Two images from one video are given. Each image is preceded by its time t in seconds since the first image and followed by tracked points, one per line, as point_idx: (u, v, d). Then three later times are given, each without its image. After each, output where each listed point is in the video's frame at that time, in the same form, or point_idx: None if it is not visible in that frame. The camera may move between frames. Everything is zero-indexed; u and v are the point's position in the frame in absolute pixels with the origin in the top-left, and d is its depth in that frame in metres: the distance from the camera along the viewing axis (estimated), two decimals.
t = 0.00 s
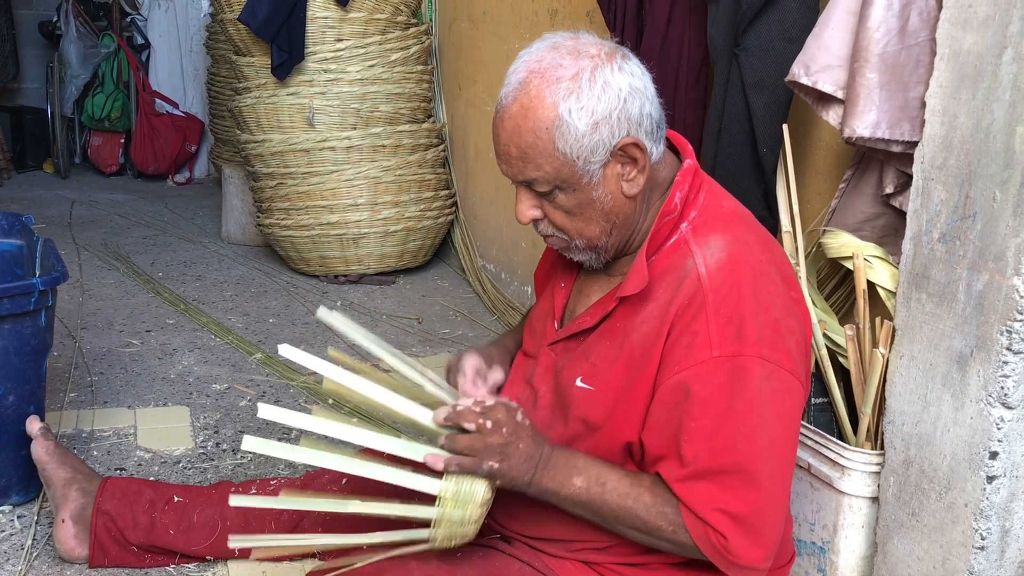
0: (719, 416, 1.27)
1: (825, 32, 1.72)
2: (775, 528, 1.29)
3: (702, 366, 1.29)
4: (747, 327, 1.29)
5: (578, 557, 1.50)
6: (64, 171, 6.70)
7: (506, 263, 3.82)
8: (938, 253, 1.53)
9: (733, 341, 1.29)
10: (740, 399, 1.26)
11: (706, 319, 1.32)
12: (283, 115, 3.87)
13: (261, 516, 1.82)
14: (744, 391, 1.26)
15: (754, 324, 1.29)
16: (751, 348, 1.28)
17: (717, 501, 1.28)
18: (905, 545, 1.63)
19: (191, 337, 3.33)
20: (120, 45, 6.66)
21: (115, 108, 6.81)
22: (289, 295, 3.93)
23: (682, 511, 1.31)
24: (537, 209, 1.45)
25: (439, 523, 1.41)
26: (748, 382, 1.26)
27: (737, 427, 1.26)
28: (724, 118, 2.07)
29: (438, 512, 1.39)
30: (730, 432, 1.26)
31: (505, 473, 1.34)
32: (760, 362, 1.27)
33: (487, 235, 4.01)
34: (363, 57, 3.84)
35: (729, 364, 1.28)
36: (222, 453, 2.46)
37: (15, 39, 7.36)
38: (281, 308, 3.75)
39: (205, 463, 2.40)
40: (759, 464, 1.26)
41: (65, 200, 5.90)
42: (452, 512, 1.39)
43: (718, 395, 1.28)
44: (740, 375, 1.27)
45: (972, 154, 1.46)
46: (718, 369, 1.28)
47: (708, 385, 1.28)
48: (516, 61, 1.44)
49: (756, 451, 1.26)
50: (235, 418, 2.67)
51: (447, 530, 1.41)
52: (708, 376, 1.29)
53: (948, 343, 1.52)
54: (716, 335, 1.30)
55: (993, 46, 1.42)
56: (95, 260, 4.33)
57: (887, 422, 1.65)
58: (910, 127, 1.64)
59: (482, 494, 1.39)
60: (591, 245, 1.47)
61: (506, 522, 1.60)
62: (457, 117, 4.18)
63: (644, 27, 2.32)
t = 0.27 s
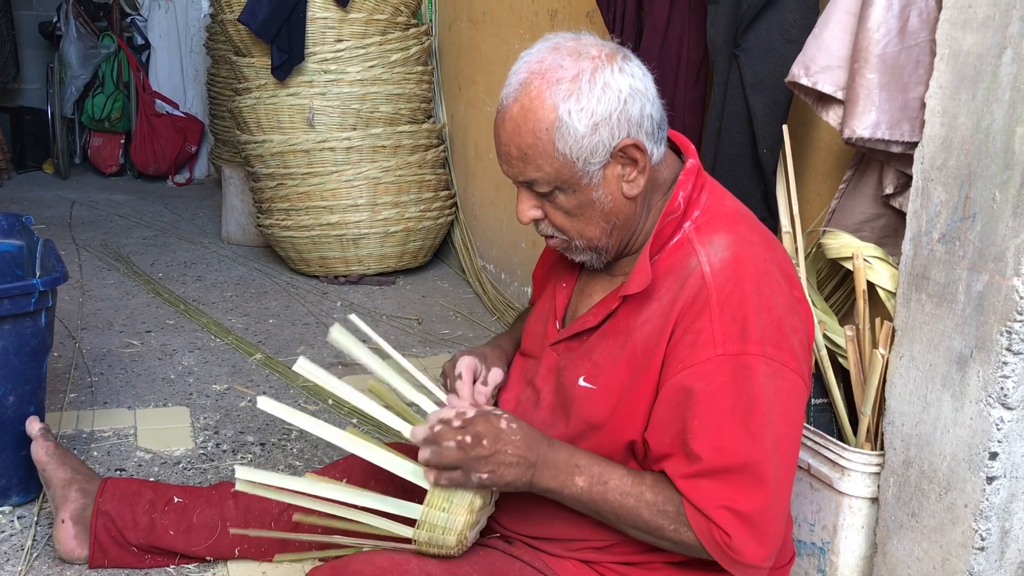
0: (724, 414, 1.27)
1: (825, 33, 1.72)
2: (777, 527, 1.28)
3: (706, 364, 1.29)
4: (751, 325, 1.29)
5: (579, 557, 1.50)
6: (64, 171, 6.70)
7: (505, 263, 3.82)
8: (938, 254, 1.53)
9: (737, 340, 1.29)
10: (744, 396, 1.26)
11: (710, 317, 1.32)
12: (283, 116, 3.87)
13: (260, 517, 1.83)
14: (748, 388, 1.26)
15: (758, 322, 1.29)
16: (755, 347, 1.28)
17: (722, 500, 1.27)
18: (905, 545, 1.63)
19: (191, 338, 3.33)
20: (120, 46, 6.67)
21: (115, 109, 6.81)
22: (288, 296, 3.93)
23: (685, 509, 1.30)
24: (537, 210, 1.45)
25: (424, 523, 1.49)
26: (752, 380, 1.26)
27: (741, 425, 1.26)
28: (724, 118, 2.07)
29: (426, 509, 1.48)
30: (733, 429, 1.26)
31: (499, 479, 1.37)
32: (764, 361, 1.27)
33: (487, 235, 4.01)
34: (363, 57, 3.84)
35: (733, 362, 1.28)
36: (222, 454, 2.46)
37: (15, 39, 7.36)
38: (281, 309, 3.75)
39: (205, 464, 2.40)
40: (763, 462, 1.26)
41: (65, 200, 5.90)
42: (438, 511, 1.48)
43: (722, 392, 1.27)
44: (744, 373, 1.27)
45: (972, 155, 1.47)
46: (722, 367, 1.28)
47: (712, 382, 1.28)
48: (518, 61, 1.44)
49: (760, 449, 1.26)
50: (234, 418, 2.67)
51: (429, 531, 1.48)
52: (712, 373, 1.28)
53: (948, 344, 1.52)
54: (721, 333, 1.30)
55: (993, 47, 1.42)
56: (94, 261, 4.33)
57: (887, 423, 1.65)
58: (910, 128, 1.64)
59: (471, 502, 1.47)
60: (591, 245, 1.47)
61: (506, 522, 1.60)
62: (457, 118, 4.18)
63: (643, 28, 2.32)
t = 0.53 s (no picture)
0: (711, 412, 1.26)
1: (826, 33, 1.72)
2: (761, 528, 1.27)
3: (697, 361, 1.29)
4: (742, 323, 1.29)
5: (577, 558, 1.50)
6: (65, 171, 6.70)
7: (506, 263, 3.83)
8: (939, 254, 1.53)
9: (728, 338, 1.29)
10: (733, 394, 1.25)
11: (702, 314, 1.31)
12: (283, 116, 3.87)
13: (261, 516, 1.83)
14: (737, 386, 1.26)
15: (749, 320, 1.29)
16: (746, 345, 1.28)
17: (704, 498, 1.27)
18: (905, 545, 1.63)
19: (191, 338, 3.33)
20: (120, 46, 6.67)
21: (115, 109, 6.80)
22: (289, 296, 3.93)
23: (668, 506, 1.30)
24: (530, 209, 1.45)
25: (424, 528, 1.51)
26: (741, 377, 1.26)
27: (728, 422, 1.25)
28: (724, 119, 2.07)
29: (426, 514, 1.52)
30: (720, 427, 1.26)
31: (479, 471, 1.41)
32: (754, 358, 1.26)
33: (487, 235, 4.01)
34: (363, 57, 3.84)
35: (723, 360, 1.28)
36: (222, 453, 2.46)
37: (15, 39, 7.36)
38: (281, 309, 3.75)
39: (206, 464, 2.40)
40: (749, 461, 1.25)
41: (66, 201, 5.90)
42: (438, 515, 1.51)
43: (711, 389, 1.27)
44: (734, 371, 1.26)
45: (972, 155, 1.47)
46: (712, 364, 1.28)
47: (702, 379, 1.28)
48: (514, 60, 1.44)
49: (746, 448, 1.25)
50: (235, 418, 2.67)
51: (428, 537, 1.50)
52: (702, 371, 1.28)
53: (949, 344, 1.52)
54: (711, 331, 1.30)
55: (993, 47, 1.42)
56: (95, 261, 4.33)
57: (887, 423, 1.65)
58: (910, 128, 1.64)
59: (471, 505, 1.51)
60: (583, 245, 1.47)
61: (506, 523, 1.61)
62: (457, 118, 4.19)
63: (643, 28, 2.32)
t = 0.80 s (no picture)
0: (716, 415, 1.27)
1: (826, 32, 1.72)
2: (770, 528, 1.28)
3: (699, 363, 1.29)
4: (744, 324, 1.29)
5: (579, 558, 1.50)
6: (65, 171, 6.71)
7: (506, 263, 3.83)
8: (939, 254, 1.53)
9: (730, 339, 1.29)
10: (736, 396, 1.25)
11: (703, 317, 1.31)
12: (284, 116, 3.87)
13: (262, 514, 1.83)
14: (740, 388, 1.26)
15: (751, 321, 1.29)
16: (748, 346, 1.28)
17: (714, 499, 1.27)
18: (905, 545, 1.63)
19: (192, 338, 3.33)
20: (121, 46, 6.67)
21: (116, 109, 6.81)
22: (290, 296, 3.94)
23: (679, 510, 1.30)
24: (528, 205, 1.46)
25: (422, 525, 1.48)
26: (744, 379, 1.26)
27: (733, 424, 1.25)
28: (725, 118, 2.07)
29: (422, 512, 1.47)
30: (725, 429, 1.26)
31: (499, 465, 1.38)
32: (757, 360, 1.27)
33: (488, 235, 4.01)
34: (364, 57, 3.84)
35: (726, 362, 1.28)
36: (223, 453, 2.46)
37: (16, 39, 7.37)
38: (282, 308, 3.75)
39: (206, 463, 2.40)
40: (757, 462, 1.25)
41: (67, 201, 5.90)
42: (434, 512, 1.46)
43: (715, 392, 1.27)
44: (736, 373, 1.26)
45: (973, 155, 1.47)
46: (715, 366, 1.28)
47: (706, 382, 1.28)
48: (518, 55, 1.44)
49: (752, 449, 1.25)
50: (236, 418, 2.67)
51: (427, 534, 1.48)
52: (706, 373, 1.28)
53: (950, 344, 1.52)
54: (714, 333, 1.30)
55: (994, 46, 1.42)
56: (96, 261, 4.33)
57: (888, 423, 1.65)
58: (911, 128, 1.63)
59: (467, 497, 1.47)
60: (580, 244, 1.47)
61: (507, 523, 1.60)
62: (458, 118, 4.19)
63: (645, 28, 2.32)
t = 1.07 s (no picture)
0: (708, 415, 1.27)
1: (827, 31, 1.72)
2: (754, 530, 1.28)
3: (695, 363, 1.29)
4: (740, 325, 1.29)
5: (578, 556, 1.50)
6: (66, 170, 6.71)
7: (507, 262, 3.83)
8: (940, 253, 1.53)
9: (726, 339, 1.29)
10: (729, 396, 1.25)
11: (700, 316, 1.32)
12: (285, 115, 3.87)
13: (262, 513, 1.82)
14: (733, 388, 1.26)
15: (747, 322, 1.29)
16: (743, 346, 1.27)
17: (698, 500, 1.27)
18: (907, 544, 1.63)
19: (193, 337, 3.33)
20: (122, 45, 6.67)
21: (117, 108, 6.81)
22: (291, 295, 3.94)
23: (662, 509, 1.31)
24: (528, 200, 1.46)
25: (416, 520, 1.48)
26: (738, 380, 1.26)
27: (724, 425, 1.25)
28: (726, 117, 2.07)
29: (414, 506, 1.47)
30: (716, 430, 1.26)
31: (484, 466, 1.41)
32: (752, 362, 1.26)
33: (489, 234, 4.01)
34: (365, 56, 3.83)
35: (721, 362, 1.28)
36: (224, 452, 2.46)
37: (17, 38, 7.37)
38: (283, 307, 3.75)
39: (208, 462, 2.40)
40: (743, 464, 1.25)
41: (68, 200, 5.91)
42: (427, 505, 1.47)
43: (709, 392, 1.27)
44: (730, 374, 1.26)
45: (974, 154, 1.47)
46: (709, 367, 1.28)
47: (699, 381, 1.28)
48: (523, 50, 1.44)
49: (740, 450, 1.25)
50: (237, 417, 2.68)
51: (422, 528, 1.48)
52: (700, 373, 1.28)
53: (951, 343, 1.52)
54: (709, 333, 1.30)
55: (995, 45, 1.42)
56: (97, 260, 4.34)
57: (889, 422, 1.65)
58: (912, 127, 1.63)
59: (458, 488, 1.47)
60: (579, 240, 1.48)
61: (508, 522, 1.61)
62: (459, 117, 4.19)
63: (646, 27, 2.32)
